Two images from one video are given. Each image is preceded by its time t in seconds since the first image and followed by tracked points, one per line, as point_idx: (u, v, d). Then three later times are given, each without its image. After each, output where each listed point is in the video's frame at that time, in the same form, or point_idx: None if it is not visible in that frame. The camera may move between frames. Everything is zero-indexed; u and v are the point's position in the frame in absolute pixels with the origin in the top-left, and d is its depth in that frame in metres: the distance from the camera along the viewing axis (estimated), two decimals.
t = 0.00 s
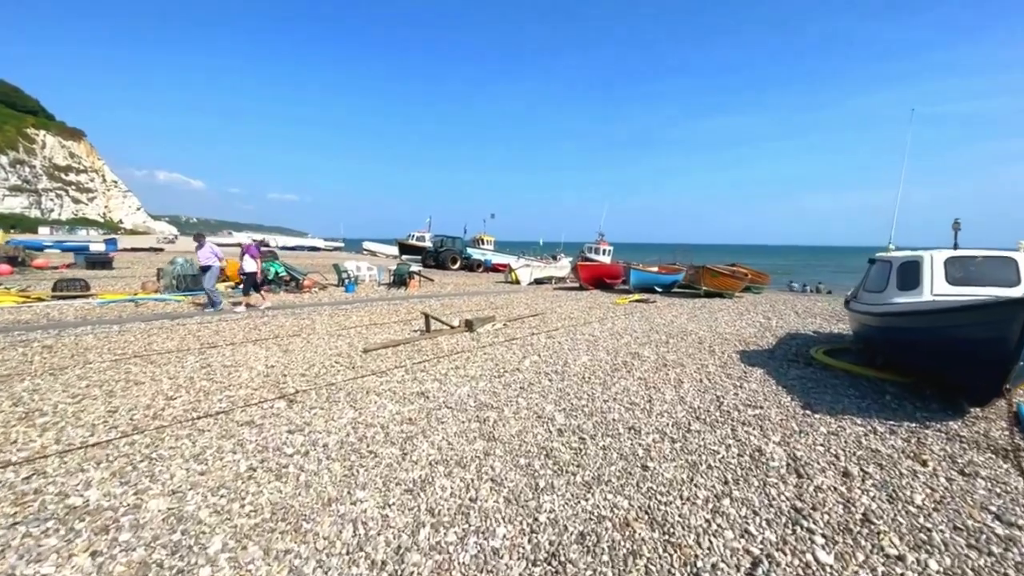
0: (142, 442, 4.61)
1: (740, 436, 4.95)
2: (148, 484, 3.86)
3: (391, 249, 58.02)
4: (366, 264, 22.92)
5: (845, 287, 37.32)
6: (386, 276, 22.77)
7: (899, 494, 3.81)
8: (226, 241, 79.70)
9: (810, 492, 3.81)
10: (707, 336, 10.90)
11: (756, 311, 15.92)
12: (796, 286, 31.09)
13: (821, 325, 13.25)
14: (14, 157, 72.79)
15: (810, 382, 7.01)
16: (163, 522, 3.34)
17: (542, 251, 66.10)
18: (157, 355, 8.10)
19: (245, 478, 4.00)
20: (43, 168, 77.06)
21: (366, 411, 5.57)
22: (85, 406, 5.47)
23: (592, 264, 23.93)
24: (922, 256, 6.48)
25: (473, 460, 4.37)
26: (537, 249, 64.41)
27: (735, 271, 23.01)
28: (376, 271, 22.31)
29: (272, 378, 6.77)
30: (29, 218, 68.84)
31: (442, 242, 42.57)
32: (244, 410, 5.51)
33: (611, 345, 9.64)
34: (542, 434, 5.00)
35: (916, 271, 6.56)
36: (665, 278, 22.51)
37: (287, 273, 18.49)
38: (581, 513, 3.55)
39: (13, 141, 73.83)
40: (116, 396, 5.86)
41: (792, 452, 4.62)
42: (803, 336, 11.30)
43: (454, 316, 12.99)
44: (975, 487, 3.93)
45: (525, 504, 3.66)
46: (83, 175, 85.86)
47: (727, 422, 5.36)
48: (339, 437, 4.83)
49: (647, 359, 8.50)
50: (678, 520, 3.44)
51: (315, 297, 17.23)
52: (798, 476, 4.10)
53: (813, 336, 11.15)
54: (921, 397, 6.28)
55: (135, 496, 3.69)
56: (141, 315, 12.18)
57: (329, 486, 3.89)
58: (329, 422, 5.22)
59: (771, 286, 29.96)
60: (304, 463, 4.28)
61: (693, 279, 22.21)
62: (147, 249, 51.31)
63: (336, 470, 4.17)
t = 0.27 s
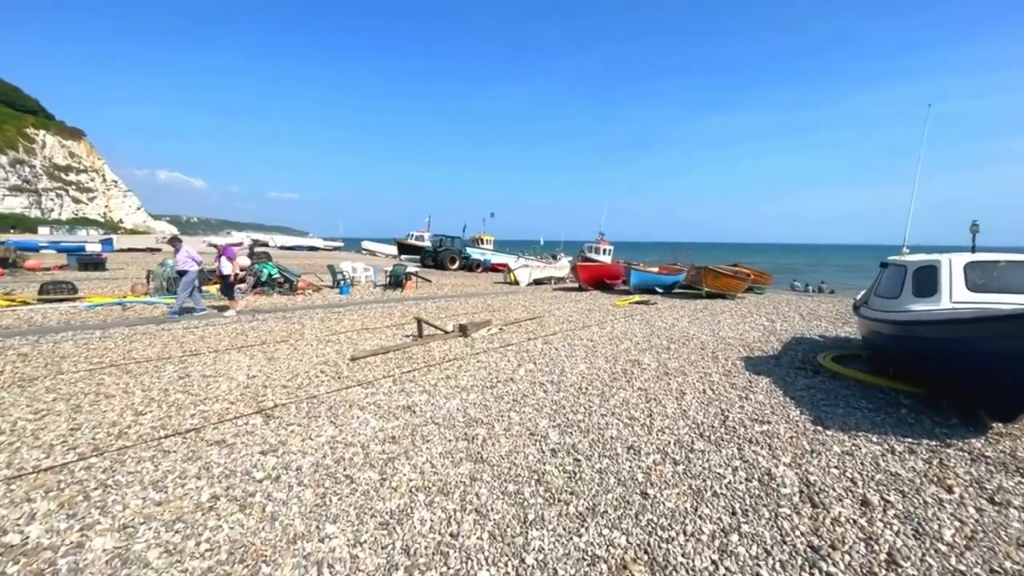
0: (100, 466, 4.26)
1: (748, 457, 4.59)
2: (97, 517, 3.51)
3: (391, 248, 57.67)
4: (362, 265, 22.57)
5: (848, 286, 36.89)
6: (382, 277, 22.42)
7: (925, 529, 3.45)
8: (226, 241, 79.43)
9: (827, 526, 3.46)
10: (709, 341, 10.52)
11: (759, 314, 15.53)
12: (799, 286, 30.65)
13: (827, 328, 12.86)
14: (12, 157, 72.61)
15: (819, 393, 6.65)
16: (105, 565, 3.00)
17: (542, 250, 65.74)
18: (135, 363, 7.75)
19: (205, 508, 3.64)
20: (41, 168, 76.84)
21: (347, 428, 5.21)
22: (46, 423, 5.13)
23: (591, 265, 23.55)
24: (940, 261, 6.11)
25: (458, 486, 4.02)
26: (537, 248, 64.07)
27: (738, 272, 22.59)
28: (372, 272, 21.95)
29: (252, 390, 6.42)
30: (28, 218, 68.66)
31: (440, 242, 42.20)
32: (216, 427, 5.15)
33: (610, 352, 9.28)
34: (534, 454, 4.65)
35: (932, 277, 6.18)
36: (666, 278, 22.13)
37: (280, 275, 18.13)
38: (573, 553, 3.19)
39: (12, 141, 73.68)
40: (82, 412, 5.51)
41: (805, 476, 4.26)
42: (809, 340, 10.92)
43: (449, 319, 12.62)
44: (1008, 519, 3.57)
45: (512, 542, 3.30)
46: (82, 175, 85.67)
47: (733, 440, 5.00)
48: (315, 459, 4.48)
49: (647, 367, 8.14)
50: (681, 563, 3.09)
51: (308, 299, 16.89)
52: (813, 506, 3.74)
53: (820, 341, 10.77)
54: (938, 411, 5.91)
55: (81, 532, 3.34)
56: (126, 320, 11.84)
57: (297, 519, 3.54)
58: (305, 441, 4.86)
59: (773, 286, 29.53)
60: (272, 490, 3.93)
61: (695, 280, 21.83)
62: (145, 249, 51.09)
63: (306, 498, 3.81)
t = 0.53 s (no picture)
0: (41, 478, 3.87)
1: (754, 469, 4.21)
2: (24, 540, 3.12)
3: (388, 244, 57.19)
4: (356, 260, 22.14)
5: (849, 283, 36.54)
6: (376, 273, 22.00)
7: (955, 555, 3.08)
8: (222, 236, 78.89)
9: (844, 552, 3.08)
10: (710, 340, 10.15)
11: (760, 311, 15.16)
12: (800, 284, 30.25)
13: (830, 326, 12.49)
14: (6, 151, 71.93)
15: (827, 396, 6.27)
16: None
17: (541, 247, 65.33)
18: (105, 362, 7.35)
19: (148, 530, 3.26)
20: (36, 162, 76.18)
21: (319, 435, 4.82)
22: None
23: (589, 261, 23.17)
24: (958, 256, 5.71)
25: (434, 503, 3.63)
26: (535, 245, 63.65)
27: (738, 268, 22.22)
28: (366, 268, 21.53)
29: (224, 392, 6.03)
30: (23, 212, 68.11)
31: (437, 237, 41.75)
32: (177, 434, 4.76)
33: (607, 351, 8.90)
34: (521, 465, 4.26)
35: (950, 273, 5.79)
36: (665, 275, 21.75)
37: (271, 270, 17.71)
38: None
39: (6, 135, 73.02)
40: (35, 416, 5.11)
41: (816, 490, 3.88)
42: (813, 339, 10.55)
43: (442, 316, 12.23)
44: None
45: (490, 571, 2.92)
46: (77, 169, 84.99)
47: (738, 449, 4.62)
48: (280, 471, 4.09)
49: (645, 367, 7.76)
50: None
51: (298, 295, 16.48)
52: (827, 527, 3.36)
53: (824, 341, 10.39)
54: (954, 416, 5.55)
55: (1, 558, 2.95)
56: (107, 316, 11.43)
57: (250, 542, 3.16)
58: (273, 450, 4.47)
59: (774, 283, 29.13)
60: (227, 508, 3.54)
61: (694, 276, 21.45)
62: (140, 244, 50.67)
63: (264, 517, 3.43)
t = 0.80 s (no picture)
0: None
1: (762, 493, 3.83)
2: None
3: (384, 242, 56.70)
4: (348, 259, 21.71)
5: (848, 280, 36.38)
6: (369, 272, 21.58)
7: None
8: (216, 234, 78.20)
9: None
10: (709, 342, 9.78)
11: (760, 311, 14.82)
12: (799, 282, 29.98)
13: (832, 327, 12.15)
14: None
15: (836, 406, 5.90)
16: None
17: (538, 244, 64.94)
18: (70, 371, 6.93)
19: None
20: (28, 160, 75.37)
21: (288, 455, 4.42)
22: None
23: (586, 259, 22.80)
24: (977, 256, 5.33)
25: (407, 538, 3.25)
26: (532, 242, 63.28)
27: (737, 267, 21.88)
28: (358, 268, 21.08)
29: (192, 404, 5.62)
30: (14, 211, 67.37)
31: (433, 235, 41.29)
32: (132, 455, 4.35)
33: (603, 355, 8.53)
34: (506, 490, 3.88)
35: (968, 274, 5.41)
36: (662, 273, 21.40)
37: (259, 270, 17.25)
38: None
39: None
40: None
41: (833, 518, 3.50)
42: (816, 342, 10.20)
43: (433, 318, 11.84)
44: None
45: None
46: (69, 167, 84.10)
47: (743, 469, 4.24)
48: (239, 498, 3.70)
49: (642, 373, 7.39)
50: None
51: (287, 296, 16.06)
52: (848, 567, 2.99)
53: (827, 343, 10.04)
54: (972, 428, 5.19)
55: None
56: (84, 319, 11.00)
57: None
58: (235, 473, 4.07)
59: (772, 281, 28.81)
60: (173, 546, 3.14)
61: (692, 275, 21.10)
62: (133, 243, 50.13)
63: (213, 557, 3.04)
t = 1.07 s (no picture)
0: None
1: (778, 513, 3.46)
2: None
3: (381, 238, 56.22)
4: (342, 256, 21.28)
5: (849, 277, 36.02)
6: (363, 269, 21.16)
7: None
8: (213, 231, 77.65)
9: None
10: (713, 342, 9.41)
11: (763, 308, 14.45)
12: (799, 279, 29.63)
13: (838, 325, 11.79)
14: None
15: (850, 411, 5.54)
16: None
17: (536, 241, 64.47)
18: (37, 373, 6.54)
19: None
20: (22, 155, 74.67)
21: (258, 468, 4.05)
22: None
23: (585, 256, 22.42)
24: (1005, 253, 5.00)
25: (380, 569, 2.88)
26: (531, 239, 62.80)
27: (738, 264, 21.50)
28: (352, 264, 20.66)
29: (160, 410, 5.23)
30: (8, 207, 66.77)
31: (430, 232, 40.85)
32: (85, 468, 3.97)
33: (602, 355, 8.16)
34: (494, 509, 3.51)
35: (995, 272, 5.08)
36: (662, 270, 21.03)
37: (250, 266, 16.82)
38: None
39: None
40: None
41: (858, 544, 3.14)
42: (823, 341, 9.84)
43: (426, 316, 11.45)
44: None
45: None
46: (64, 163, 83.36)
47: (756, 484, 3.87)
48: (196, 520, 3.32)
49: (643, 375, 7.02)
50: None
51: (278, 293, 15.65)
52: None
53: (834, 343, 9.67)
54: (998, 436, 4.84)
55: None
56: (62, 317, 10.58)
57: None
58: (196, 490, 3.69)
59: (773, 278, 28.46)
60: None
61: (693, 272, 20.72)
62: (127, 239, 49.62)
63: None
